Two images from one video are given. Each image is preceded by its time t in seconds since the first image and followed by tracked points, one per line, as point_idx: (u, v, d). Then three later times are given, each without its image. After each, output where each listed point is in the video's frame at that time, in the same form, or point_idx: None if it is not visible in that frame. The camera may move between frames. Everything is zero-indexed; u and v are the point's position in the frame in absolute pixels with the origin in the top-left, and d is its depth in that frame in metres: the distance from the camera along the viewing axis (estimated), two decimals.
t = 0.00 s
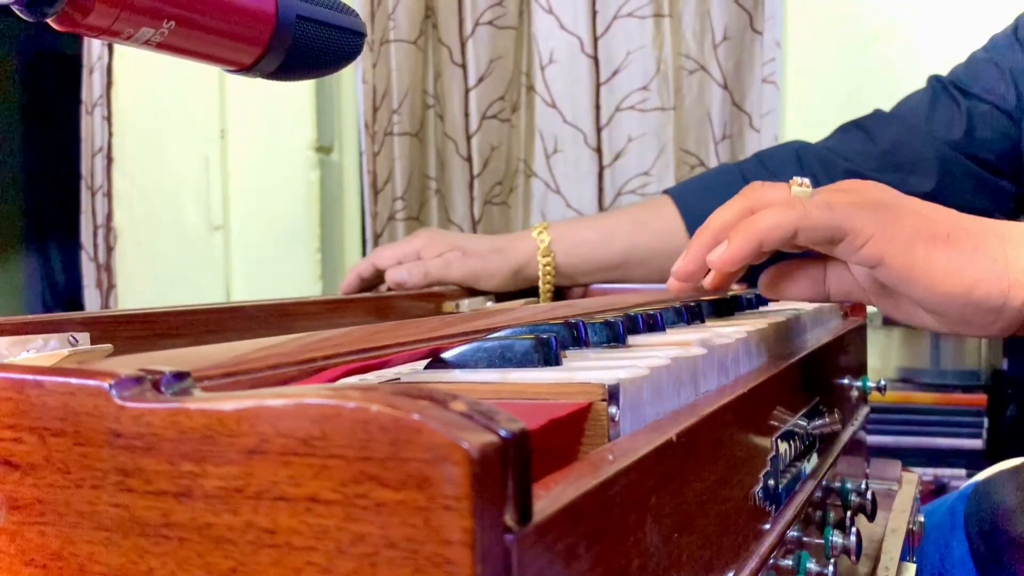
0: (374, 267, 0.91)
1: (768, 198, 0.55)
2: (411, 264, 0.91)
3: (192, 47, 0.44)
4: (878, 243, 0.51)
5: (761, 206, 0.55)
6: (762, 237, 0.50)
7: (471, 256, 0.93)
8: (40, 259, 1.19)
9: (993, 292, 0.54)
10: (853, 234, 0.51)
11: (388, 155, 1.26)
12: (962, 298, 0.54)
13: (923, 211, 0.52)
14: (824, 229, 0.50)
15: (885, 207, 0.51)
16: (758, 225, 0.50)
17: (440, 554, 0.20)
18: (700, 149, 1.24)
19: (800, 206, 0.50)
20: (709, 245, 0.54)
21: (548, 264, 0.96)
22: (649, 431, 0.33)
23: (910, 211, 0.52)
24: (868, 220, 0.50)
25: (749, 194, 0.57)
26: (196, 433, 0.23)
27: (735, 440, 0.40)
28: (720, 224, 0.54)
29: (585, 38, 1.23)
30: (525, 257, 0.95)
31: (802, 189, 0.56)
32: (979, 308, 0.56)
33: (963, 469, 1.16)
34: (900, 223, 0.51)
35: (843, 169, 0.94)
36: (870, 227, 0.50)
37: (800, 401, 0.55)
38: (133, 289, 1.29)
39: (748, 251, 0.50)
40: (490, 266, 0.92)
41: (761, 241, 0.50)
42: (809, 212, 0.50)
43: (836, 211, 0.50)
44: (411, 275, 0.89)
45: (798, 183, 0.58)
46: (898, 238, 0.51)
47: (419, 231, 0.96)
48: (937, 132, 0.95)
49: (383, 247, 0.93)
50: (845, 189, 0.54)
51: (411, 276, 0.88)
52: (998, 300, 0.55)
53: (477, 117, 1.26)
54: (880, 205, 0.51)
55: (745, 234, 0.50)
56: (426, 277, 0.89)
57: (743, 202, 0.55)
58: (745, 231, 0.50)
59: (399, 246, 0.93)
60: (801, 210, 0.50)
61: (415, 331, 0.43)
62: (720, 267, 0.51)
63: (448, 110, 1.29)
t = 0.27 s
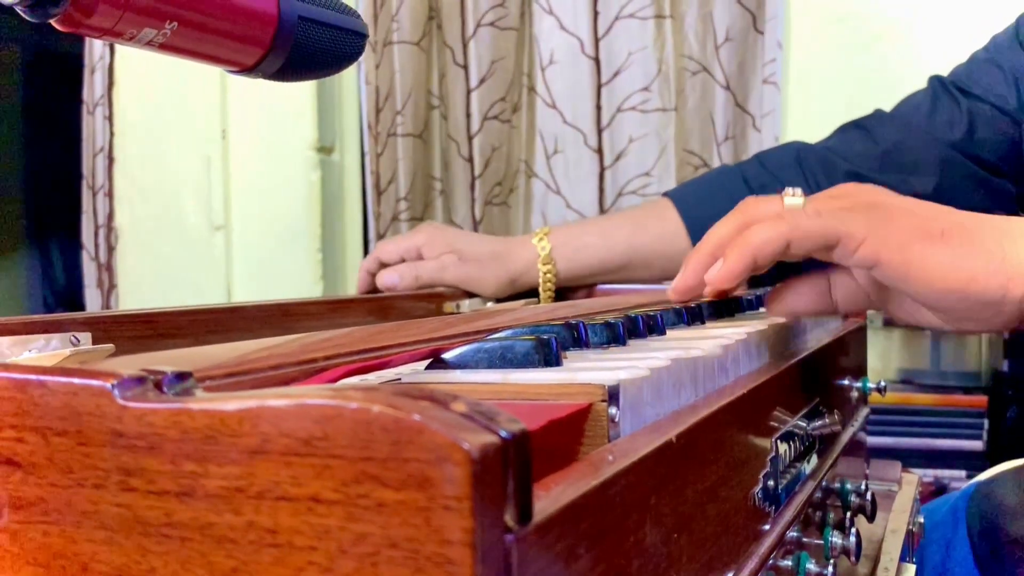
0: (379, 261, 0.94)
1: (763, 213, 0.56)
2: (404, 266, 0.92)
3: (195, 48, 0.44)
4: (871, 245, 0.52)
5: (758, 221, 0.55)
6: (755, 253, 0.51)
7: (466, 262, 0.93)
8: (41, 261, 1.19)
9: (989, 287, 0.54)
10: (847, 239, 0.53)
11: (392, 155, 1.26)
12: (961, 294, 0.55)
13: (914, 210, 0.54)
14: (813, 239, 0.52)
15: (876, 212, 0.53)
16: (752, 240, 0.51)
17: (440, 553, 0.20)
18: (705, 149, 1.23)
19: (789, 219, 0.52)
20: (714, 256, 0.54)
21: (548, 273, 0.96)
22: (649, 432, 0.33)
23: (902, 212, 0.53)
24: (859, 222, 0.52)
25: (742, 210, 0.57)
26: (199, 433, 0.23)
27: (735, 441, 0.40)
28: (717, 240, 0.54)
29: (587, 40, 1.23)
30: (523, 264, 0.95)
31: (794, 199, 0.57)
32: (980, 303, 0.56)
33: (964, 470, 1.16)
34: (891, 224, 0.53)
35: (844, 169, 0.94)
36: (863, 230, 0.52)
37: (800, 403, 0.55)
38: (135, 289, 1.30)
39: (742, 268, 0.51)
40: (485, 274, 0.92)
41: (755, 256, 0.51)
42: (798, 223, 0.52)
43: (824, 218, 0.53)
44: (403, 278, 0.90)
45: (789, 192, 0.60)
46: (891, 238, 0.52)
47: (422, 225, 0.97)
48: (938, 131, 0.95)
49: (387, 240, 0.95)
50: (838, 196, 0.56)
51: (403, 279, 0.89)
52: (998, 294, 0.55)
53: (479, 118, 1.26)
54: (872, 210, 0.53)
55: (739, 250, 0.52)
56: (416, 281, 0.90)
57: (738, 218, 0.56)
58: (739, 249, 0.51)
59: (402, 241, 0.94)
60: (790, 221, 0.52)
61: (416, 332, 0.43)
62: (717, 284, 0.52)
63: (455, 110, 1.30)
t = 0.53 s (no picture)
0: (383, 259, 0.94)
1: (755, 227, 0.57)
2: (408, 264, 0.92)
3: (201, 49, 0.44)
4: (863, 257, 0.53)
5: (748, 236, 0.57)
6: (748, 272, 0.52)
7: (470, 263, 0.93)
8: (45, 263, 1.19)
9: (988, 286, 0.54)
10: (837, 253, 0.54)
11: (390, 156, 1.26)
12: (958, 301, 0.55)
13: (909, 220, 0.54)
14: (805, 255, 0.53)
15: (870, 224, 0.54)
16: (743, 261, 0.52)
17: (451, 550, 0.21)
18: (706, 151, 1.24)
19: (780, 236, 0.53)
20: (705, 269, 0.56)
21: (552, 275, 0.96)
22: (654, 431, 0.33)
23: (894, 224, 0.54)
24: (852, 237, 0.53)
25: (736, 225, 0.58)
26: (209, 431, 0.23)
27: (739, 441, 0.40)
28: (709, 254, 0.56)
29: (589, 41, 1.23)
30: (527, 266, 0.95)
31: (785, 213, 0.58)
32: (976, 309, 0.56)
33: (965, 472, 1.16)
34: (884, 236, 0.53)
35: (847, 174, 0.95)
36: (856, 243, 0.53)
37: (803, 403, 0.55)
38: (136, 288, 1.30)
39: (737, 284, 0.52)
40: (489, 274, 0.93)
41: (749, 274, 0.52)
42: (791, 240, 0.53)
43: (816, 235, 0.54)
44: (405, 276, 0.91)
45: (781, 206, 0.61)
46: (882, 252, 0.53)
47: (429, 224, 0.96)
48: (942, 136, 0.95)
49: (391, 238, 0.95)
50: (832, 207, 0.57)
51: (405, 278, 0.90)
52: (994, 299, 0.55)
53: (479, 120, 1.26)
54: (864, 222, 0.54)
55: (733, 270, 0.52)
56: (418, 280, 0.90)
57: (729, 234, 0.57)
58: (734, 267, 0.52)
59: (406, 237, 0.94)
60: (782, 239, 0.53)
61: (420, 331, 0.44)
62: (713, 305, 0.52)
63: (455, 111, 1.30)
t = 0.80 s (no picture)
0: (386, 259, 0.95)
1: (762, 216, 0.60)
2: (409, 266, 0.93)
3: (206, 50, 0.44)
4: (860, 258, 0.53)
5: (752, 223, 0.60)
6: (743, 250, 0.57)
7: (471, 263, 0.93)
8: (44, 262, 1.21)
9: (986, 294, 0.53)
10: (836, 248, 0.54)
11: (385, 156, 1.26)
12: (955, 308, 0.53)
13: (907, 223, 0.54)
14: (804, 242, 0.55)
15: (869, 225, 0.54)
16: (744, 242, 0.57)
17: (458, 551, 0.21)
18: (710, 152, 1.23)
19: (783, 222, 0.56)
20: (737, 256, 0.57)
21: (554, 275, 0.96)
22: (658, 433, 0.33)
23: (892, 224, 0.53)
24: (851, 236, 0.53)
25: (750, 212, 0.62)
26: (216, 432, 0.23)
27: (742, 443, 0.40)
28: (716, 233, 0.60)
29: (590, 42, 1.23)
30: (530, 265, 0.95)
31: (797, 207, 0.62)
32: (975, 316, 0.54)
33: (966, 473, 1.16)
34: (881, 238, 0.53)
35: (848, 173, 0.95)
36: (854, 243, 0.53)
37: (806, 405, 0.55)
38: (137, 289, 1.30)
39: (730, 261, 0.57)
40: (490, 275, 0.93)
41: (743, 254, 0.57)
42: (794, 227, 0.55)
43: (820, 226, 0.54)
44: (407, 278, 0.91)
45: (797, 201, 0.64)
46: (881, 252, 0.52)
47: (430, 224, 0.96)
48: (943, 137, 0.95)
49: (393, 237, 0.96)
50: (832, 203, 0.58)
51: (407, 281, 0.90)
52: (993, 307, 0.54)
53: (481, 121, 1.27)
54: (867, 224, 0.54)
55: (731, 247, 0.57)
56: (420, 281, 0.91)
57: (733, 220, 0.61)
58: (730, 246, 0.58)
59: (407, 238, 0.95)
60: (784, 223, 0.56)
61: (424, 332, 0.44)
62: (708, 277, 0.58)
63: (454, 112, 1.30)
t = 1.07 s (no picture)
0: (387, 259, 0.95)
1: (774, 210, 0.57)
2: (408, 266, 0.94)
3: (204, 50, 0.44)
4: (866, 254, 0.52)
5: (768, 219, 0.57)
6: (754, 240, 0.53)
7: (470, 265, 0.93)
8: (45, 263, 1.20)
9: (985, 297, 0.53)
10: (840, 245, 0.52)
11: (383, 156, 1.26)
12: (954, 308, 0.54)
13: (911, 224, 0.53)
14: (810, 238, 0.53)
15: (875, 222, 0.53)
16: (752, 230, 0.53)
17: (452, 551, 0.21)
18: (710, 153, 1.24)
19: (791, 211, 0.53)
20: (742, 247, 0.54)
21: (554, 276, 0.96)
22: (655, 433, 0.33)
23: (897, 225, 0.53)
24: (857, 232, 0.52)
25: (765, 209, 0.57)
26: (211, 432, 0.23)
27: (740, 443, 0.40)
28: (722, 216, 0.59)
29: (590, 43, 1.23)
30: (530, 267, 0.95)
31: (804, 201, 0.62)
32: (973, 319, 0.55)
33: (966, 474, 1.16)
34: (887, 238, 0.52)
35: (848, 176, 0.95)
36: (858, 238, 0.52)
37: (805, 406, 0.55)
38: (137, 290, 1.30)
39: (742, 253, 0.54)
40: (489, 276, 0.93)
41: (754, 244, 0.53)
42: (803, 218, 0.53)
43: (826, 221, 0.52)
44: (405, 277, 0.93)
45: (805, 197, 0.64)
46: (884, 253, 0.52)
47: (430, 222, 0.96)
48: (942, 139, 0.95)
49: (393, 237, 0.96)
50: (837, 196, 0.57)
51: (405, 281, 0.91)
52: (991, 310, 0.54)
53: (482, 122, 1.27)
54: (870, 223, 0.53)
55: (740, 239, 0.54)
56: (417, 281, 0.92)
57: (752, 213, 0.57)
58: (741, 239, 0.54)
59: (407, 238, 0.95)
60: (793, 214, 0.53)
61: (422, 332, 0.44)
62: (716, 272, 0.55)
63: (454, 114, 1.30)
